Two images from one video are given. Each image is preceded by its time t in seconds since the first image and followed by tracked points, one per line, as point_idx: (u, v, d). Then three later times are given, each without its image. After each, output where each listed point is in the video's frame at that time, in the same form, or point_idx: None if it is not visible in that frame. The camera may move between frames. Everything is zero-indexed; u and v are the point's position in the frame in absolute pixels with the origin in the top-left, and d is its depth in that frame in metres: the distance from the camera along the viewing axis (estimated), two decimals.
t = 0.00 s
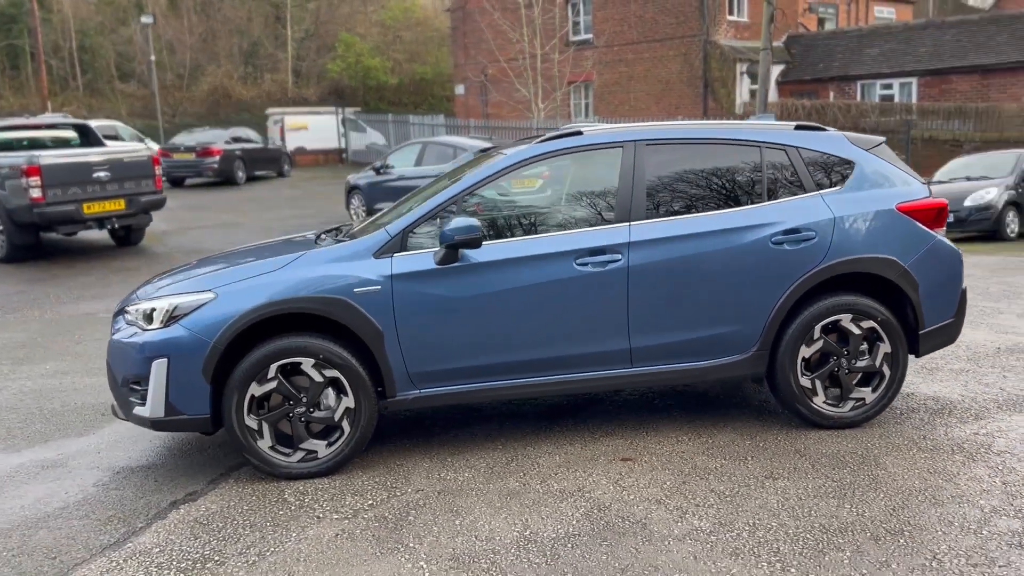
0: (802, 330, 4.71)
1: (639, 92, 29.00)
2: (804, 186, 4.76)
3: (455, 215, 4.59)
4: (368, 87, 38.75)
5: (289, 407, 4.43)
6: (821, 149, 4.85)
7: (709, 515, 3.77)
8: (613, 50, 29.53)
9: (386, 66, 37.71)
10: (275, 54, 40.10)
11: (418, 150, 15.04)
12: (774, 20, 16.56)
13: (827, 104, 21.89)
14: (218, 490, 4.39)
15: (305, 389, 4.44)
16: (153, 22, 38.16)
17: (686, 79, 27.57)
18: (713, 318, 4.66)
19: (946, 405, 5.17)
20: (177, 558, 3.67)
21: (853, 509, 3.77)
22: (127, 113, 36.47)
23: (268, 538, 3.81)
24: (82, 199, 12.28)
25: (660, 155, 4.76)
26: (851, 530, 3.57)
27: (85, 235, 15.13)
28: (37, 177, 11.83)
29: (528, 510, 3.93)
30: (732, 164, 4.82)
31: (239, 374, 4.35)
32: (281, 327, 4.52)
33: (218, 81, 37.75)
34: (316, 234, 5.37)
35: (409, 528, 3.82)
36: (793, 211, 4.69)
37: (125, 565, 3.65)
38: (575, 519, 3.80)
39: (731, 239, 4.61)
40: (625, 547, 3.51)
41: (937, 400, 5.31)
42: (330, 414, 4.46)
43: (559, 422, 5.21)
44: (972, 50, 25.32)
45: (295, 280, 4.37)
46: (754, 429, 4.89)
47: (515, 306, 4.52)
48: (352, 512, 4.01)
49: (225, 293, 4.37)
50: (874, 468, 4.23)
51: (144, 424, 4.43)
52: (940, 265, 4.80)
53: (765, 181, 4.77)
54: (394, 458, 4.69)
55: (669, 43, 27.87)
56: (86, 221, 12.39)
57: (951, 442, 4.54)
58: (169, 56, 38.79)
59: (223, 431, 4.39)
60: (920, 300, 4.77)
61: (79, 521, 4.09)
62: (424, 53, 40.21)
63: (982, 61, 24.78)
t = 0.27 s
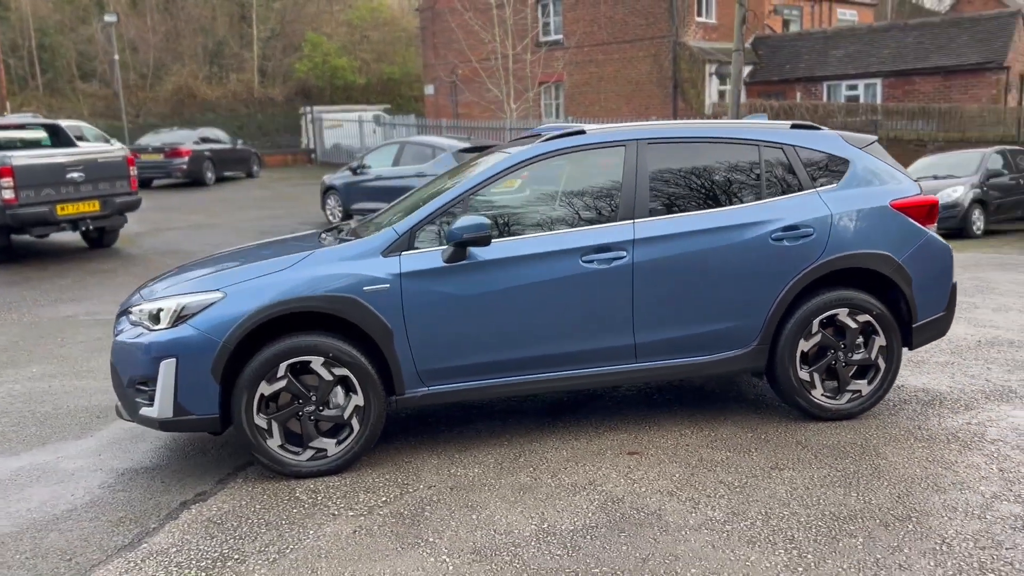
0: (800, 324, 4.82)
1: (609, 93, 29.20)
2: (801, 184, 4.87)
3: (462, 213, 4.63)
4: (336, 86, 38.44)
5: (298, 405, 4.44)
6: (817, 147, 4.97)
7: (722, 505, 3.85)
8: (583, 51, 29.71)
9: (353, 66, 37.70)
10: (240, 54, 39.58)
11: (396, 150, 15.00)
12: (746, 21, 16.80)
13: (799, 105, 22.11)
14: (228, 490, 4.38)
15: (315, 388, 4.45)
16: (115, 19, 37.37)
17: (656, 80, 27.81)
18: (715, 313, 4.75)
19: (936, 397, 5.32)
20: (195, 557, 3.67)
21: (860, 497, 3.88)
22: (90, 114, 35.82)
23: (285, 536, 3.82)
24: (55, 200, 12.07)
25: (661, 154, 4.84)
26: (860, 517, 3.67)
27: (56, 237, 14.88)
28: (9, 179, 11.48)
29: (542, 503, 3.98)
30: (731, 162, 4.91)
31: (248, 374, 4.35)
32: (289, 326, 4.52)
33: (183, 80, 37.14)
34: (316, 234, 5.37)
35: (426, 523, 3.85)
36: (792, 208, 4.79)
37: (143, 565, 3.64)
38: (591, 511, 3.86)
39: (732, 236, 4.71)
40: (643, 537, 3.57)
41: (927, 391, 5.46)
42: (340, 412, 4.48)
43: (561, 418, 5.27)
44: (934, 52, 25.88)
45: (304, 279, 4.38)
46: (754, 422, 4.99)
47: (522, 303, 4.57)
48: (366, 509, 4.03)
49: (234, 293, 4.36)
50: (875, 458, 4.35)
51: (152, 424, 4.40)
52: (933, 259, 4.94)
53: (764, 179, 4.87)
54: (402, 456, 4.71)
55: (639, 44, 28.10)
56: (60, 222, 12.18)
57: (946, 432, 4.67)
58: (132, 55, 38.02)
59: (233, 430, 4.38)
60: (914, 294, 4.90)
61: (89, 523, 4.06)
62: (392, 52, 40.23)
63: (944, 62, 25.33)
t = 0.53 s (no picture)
0: (798, 313, 4.90)
1: (578, 92, 29.32)
2: (796, 177, 4.95)
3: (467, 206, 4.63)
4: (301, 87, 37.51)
5: (303, 399, 4.41)
6: (811, 140, 5.06)
7: (731, 491, 3.90)
8: (551, 51, 29.80)
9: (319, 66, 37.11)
10: (202, 53, 38.76)
11: (371, 149, 14.89)
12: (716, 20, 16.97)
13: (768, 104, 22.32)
14: (233, 486, 4.33)
15: (319, 381, 4.42)
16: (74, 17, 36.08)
17: (624, 80, 27.97)
18: (716, 304, 4.81)
19: (925, 384, 5.45)
20: (209, 551, 3.63)
21: (865, 481, 3.96)
22: (48, 113, 34.95)
23: (297, 529, 3.80)
24: (25, 199, 11.82)
25: (661, 147, 4.89)
26: (867, 499, 3.75)
27: (21, 238, 14.52)
28: None
29: (554, 492, 4.00)
30: (729, 155, 4.97)
31: (253, 368, 4.31)
32: (293, 320, 4.49)
33: (145, 79, 35.85)
34: (313, 229, 5.34)
35: (439, 514, 3.86)
36: (789, 200, 4.87)
37: (155, 560, 3.59)
38: (603, 499, 3.89)
39: (731, 227, 4.77)
40: (658, 523, 3.62)
41: (916, 379, 5.58)
42: (345, 406, 4.45)
43: (560, 410, 5.29)
44: (895, 53, 26.36)
45: (308, 273, 4.36)
46: (752, 411, 5.06)
47: (527, 295, 4.59)
48: (377, 501, 4.02)
49: (238, 286, 4.32)
50: (874, 443, 4.44)
51: (154, 421, 4.34)
52: (923, 250, 5.05)
53: (762, 172, 4.94)
54: (406, 449, 4.70)
55: (607, 43, 28.24)
56: (29, 222, 11.94)
57: (939, 417, 4.78)
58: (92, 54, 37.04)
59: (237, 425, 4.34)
60: (906, 284, 5.01)
61: (94, 521, 4.00)
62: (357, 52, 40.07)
63: (905, 63, 25.82)
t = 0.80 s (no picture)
0: (796, 310, 4.96)
1: (546, 93, 29.38)
2: (793, 175, 5.01)
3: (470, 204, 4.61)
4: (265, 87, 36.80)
5: (307, 402, 4.36)
6: (806, 139, 5.12)
7: (742, 487, 3.93)
8: (519, 51, 29.85)
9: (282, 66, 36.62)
10: (163, 52, 37.95)
11: (345, 149, 14.73)
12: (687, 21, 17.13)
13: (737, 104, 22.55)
14: (237, 490, 4.27)
15: (324, 383, 4.37)
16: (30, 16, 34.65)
17: (592, 80, 28.11)
18: (716, 302, 4.85)
19: (916, 379, 5.54)
20: (221, 558, 3.57)
21: (871, 474, 4.02)
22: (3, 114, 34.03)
23: (309, 533, 3.75)
24: None
25: (660, 145, 4.92)
26: (877, 492, 3.81)
27: None
28: None
29: (565, 491, 4.00)
30: (726, 154, 5.01)
31: (257, 370, 4.25)
32: (295, 321, 4.43)
33: (103, 79, 34.69)
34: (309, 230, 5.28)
35: (453, 515, 3.83)
36: (787, 198, 4.93)
37: (166, 568, 3.52)
38: (616, 497, 3.89)
39: (731, 225, 4.81)
40: (675, 520, 3.63)
41: (906, 374, 5.68)
42: (349, 408, 4.41)
43: (560, 409, 5.29)
44: (858, 54, 26.83)
45: (312, 273, 4.31)
46: (751, 407, 5.11)
47: (531, 295, 4.58)
48: (388, 503, 3.98)
49: (240, 288, 4.25)
50: (876, 438, 4.51)
51: (155, 426, 4.26)
52: (916, 246, 5.13)
53: (760, 169, 4.99)
54: (410, 450, 4.67)
55: (575, 44, 28.32)
56: None
57: (935, 411, 4.87)
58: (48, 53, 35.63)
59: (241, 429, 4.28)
60: (899, 280, 5.09)
61: (98, 528, 3.91)
62: (321, 51, 39.63)
63: (868, 64, 26.30)
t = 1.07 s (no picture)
0: (791, 306, 5.03)
1: (514, 94, 29.45)
2: (787, 173, 5.08)
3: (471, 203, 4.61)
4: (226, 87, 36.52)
5: (311, 402, 4.32)
6: (798, 137, 5.20)
7: (749, 480, 3.98)
8: (486, 52, 29.86)
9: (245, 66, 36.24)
10: (121, 51, 37.09)
11: (319, 148, 14.62)
12: (657, 22, 17.29)
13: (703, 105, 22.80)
14: (241, 493, 4.22)
15: (327, 383, 4.34)
16: None
17: (560, 82, 28.24)
18: (714, 299, 4.90)
19: (903, 372, 5.66)
20: (234, 560, 3.52)
21: (874, 466, 4.09)
22: None
23: (321, 534, 3.72)
24: None
25: (658, 144, 4.96)
26: (881, 483, 3.88)
27: None
28: None
29: (575, 487, 4.01)
30: (722, 152, 5.07)
31: (260, 371, 4.20)
32: (298, 321, 4.39)
33: (60, 79, 33.95)
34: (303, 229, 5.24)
35: (464, 513, 3.83)
36: (781, 195, 5.00)
37: (178, 572, 3.47)
38: (626, 493, 3.92)
39: (728, 222, 4.87)
40: (688, 513, 3.67)
41: (893, 367, 5.79)
42: (353, 408, 4.38)
43: (557, 407, 5.31)
44: (820, 56, 27.29)
45: (315, 272, 4.28)
46: (747, 403, 5.17)
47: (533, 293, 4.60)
48: (397, 503, 3.97)
49: (242, 288, 4.20)
50: (872, 430, 4.59)
51: (157, 429, 4.20)
52: (905, 242, 5.24)
53: (755, 167, 5.06)
54: (413, 449, 4.65)
55: (543, 45, 28.41)
56: None
57: (926, 404, 4.98)
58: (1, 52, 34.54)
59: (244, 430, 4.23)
60: (890, 275, 5.19)
61: (102, 533, 3.83)
62: (283, 51, 38.70)
63: (830, 66, 26.77)
